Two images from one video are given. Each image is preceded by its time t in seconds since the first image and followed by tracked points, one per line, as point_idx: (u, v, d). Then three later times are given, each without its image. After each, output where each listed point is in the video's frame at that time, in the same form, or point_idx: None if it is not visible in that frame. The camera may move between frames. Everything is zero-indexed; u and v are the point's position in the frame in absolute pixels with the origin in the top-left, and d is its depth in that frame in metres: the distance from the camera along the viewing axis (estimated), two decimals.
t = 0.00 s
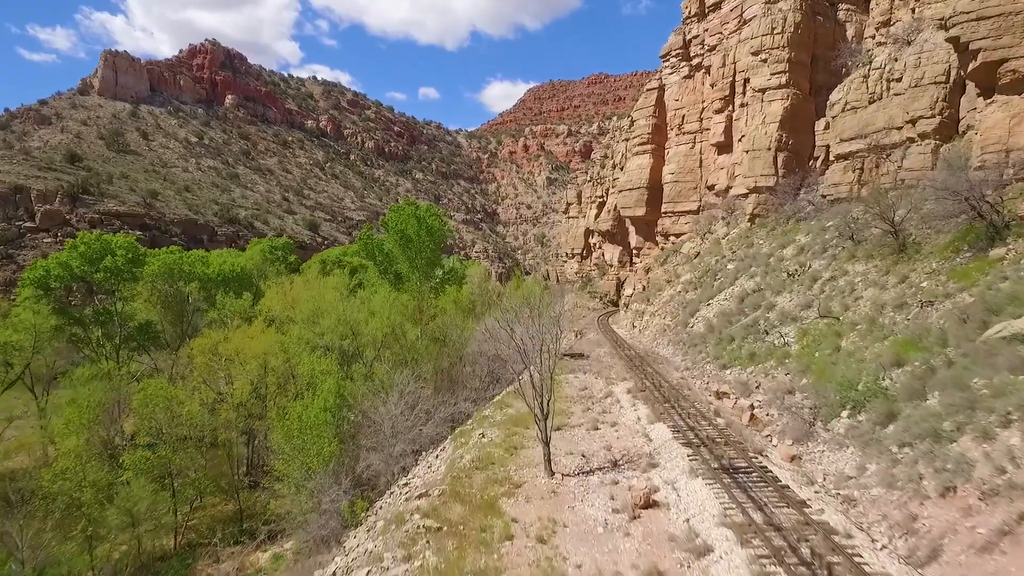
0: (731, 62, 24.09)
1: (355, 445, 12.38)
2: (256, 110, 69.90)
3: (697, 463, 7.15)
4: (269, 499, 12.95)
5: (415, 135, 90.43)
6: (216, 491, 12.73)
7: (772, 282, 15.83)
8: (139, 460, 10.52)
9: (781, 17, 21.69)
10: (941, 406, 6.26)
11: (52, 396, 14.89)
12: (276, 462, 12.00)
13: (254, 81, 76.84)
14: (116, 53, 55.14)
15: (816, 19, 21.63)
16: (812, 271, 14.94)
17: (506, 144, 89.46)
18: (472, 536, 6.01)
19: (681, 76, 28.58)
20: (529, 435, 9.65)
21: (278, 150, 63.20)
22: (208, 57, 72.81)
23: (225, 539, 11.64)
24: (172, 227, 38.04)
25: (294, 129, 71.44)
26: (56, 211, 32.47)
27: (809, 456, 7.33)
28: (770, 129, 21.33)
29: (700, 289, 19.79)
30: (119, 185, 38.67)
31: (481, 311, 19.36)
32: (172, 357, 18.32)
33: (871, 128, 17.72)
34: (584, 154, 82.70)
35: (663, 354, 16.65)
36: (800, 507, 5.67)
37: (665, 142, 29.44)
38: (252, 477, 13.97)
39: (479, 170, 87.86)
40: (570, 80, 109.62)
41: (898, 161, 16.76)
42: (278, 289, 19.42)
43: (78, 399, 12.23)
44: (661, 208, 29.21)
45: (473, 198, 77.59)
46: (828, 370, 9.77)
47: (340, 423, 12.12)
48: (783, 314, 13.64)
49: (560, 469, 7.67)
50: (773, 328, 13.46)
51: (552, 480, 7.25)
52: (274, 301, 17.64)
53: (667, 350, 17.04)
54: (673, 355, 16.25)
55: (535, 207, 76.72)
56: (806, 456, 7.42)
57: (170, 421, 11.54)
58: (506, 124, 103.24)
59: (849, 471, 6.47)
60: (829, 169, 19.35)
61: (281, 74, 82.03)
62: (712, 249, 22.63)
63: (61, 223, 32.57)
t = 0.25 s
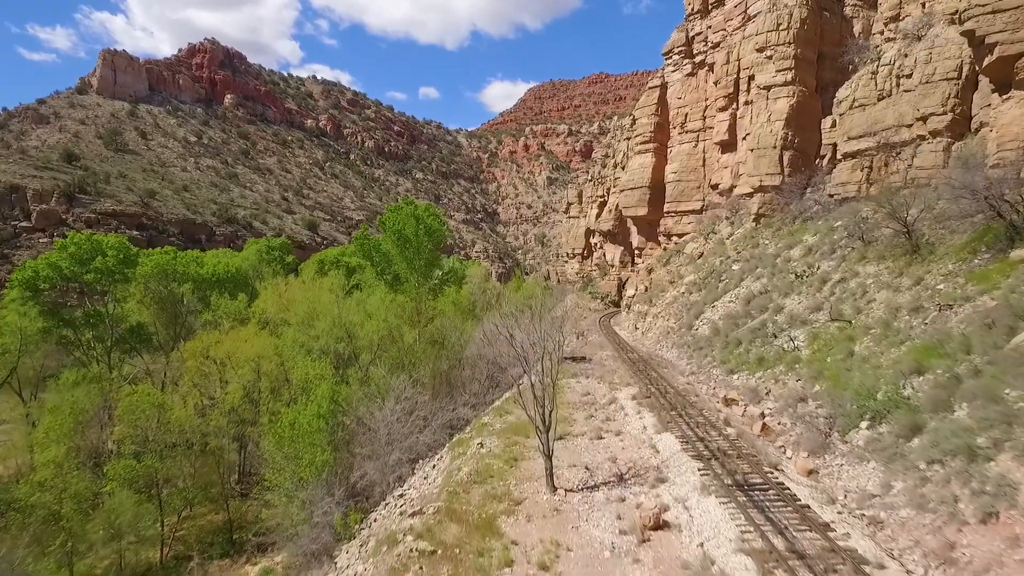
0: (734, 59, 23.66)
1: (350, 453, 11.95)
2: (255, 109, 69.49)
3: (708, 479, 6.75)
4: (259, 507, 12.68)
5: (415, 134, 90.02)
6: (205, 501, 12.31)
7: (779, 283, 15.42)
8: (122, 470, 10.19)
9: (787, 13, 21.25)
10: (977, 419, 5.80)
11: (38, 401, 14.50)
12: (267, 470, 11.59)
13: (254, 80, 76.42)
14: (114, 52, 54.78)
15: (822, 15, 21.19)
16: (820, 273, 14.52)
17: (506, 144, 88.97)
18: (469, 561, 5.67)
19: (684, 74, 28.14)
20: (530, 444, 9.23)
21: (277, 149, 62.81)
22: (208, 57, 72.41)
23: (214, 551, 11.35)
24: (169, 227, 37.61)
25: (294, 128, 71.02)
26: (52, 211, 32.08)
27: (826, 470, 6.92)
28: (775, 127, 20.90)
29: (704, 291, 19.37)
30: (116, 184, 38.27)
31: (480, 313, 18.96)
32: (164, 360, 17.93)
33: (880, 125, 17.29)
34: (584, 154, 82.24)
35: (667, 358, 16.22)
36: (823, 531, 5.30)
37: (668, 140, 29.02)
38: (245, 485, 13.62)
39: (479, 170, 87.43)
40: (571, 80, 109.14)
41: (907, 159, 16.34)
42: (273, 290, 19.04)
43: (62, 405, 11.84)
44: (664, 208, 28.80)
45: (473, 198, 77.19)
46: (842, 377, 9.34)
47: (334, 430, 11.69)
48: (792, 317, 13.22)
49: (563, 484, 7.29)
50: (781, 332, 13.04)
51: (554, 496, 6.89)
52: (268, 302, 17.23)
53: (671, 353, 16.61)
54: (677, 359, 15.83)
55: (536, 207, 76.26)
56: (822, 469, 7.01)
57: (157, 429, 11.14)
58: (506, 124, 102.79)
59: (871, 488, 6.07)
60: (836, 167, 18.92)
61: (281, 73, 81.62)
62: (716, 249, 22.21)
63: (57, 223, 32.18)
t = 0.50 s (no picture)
0: (739, 56, 23.18)
1: (343, 463, 11.47)
2: (254, 109, 69.00)
3: (724, 501, 6.27)
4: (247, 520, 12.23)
5: (415, 134, 89.54)
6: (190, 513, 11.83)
7: (788, 286, 14.91)
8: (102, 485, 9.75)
9: (794, 8, 20.77)
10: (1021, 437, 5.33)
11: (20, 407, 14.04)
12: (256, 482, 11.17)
13: (253, 80, 75.89)
14: (112, 51, 54.31)
15: (829, 10, 20.73)
16: (831, 275, 14.03)
17: (506, 143, 88.44)
18: None
19: (687, 71, 27.65)
20: (530, 459, 8.74)
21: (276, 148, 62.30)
22: (206, 56, 71.90)
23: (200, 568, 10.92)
24: (166, 227, 37.11)
25: (292, 128, 70.52)
26: (47, 211, 31.61)
27: (850, 490, 6.43)
28: (782, 125, 20.41)
29: (709, 293, 18.88)
30: (112, 184, 37.77)
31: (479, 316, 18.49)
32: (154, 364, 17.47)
33: (891, 122, 16.81)
34: (585, 154, 81.76)
35: (672, 363, 15.72)
36: (856, 564, 4.82)
37: (670, 139, 28.53)
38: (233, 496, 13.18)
39: (479, 169, 86.90)
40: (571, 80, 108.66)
41: (919, 157, 15.86)
42: (267, 292, 18.57)
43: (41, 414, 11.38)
44: (666, 208, 28.31)
45: (473, 198, 76.72)
46: (860, 386, 8.83)
47: (326, 440, 11.22)
48: (803, 321, 12.73)
49: (567, 505, 6.79)
50: (791, 337, 12.54)
51: (557, 518, 6.42)
52: (260, 305, 16.75)
53: (676, 358, 16.11)
54: (683, 363, 15.35)
55: (536, 207, 75.78)
56: (846, 487, 6.54)
57: (139, 439, 10.67)
58: (506, 124, 102.27)
59: (904, 512, 5.59)
60: (845, 166, 18.44)
61: (280, 72, 81.09)
62: (721, 250, 21.72)
63: (52, 223, 31.70)
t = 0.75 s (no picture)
0: (743, 53, 22.75)
1: (335, 474, 11.01)
2: (252, 108, 68.50)
3: (741, 526, 5.83)
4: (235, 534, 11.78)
5: (414, 134, 89.06)
6: (176, 527, 11.41)
7: (796, 289, 14.45)
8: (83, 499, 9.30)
9: (800, 4, 20.34)
10: None
11: (1, 414, 13.58)
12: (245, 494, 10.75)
13: (251, 79, 75.39)
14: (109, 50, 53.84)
15: (836, 7, 20.31)
16: (842, 278, 13.57)
17: (506, 143, 87.95)
18: None
19: (689, 69, 27.22)
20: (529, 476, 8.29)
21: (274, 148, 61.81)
22: (204, 55, 71.41)
23: None
24: (162, 227, 36.61)
25: (291, 127, 70.02)
26: (41, 211, 31.14)
27: (875, 512, 5.98)
28: (787, 123, 19.95)
29: (714, 295, 18.42)
30: (109, 184, 37.27)
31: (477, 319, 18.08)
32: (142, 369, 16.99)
33: (901, 119, 16.36)
34: (585, 153, 81.29)
35: (677, 368, 15.23)
36: None
37: (673, 138, 28.09)
38: (222, 508, 12.73)
39: (479, 169, 86.41)
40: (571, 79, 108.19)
41: (931, 156, 15.42)
42: (259, 295, 18.13)
43: (21, 421, 10.99)
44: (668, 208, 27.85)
45: (473, 198, 76.28)
46: (878, 396, 8.35)
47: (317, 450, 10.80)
48: (814, 325, 12.26)
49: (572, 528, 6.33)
50: (802, 342, 12.08)
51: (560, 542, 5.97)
52: (253, 306, 16.35)
53: (680, 363, 15.62)
54: (687, 368, 14.90)
55: (536, 207, 75.32)
56: (870, 508, 6.10)
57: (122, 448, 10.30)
58: (506, 123, 101.80)
59: (937, 539, 5.14)
60: (853, 165, 17.99)
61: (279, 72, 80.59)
62: (725, 251, 21.25)
63: (46, 223, 31.23)
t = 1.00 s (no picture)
0: (748, 50, 22.25)
1: (325, 488, 10.51)
2: (250, 107, 67.91)
3: (763, 560, 5.32)
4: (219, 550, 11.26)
5: (413, 133, 88.48)
6: (156, 543, 10.95)
7: (806, 293, 13.93)
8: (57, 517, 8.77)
9: None
10: None
11: None
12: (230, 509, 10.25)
13: (249, 78, 74.75)
14: (106, 48, 53.22)
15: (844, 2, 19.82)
16: (854, 281, 13.07)
17: (505, 142, 87.40)
18: None
19: (692, 67, 26.72)
20: (529, 496, 7.80)
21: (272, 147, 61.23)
22: (202, 54, 70.76)
23: None
24: (157, 227, 36.02)
25: (289, 126, 69.43)
26: (34, 210, 30.58)
27: (908, 543, 5.47)
28: (794, 121, 19.45)
29: (719, 298, 17.90)
30: (103, 183, 36.67)
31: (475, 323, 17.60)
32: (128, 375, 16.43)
33: (912, 117, 15.87)
34: (585, 153, 80.78)
35: (682, 375, 14.71)
36: None
37: (675, 137, 27.59)
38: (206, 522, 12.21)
39: (478, 169, 85.85)
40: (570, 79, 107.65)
41: (944, 155, 14.94)
42: (250, 298, 17.60)
43: None
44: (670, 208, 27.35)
45: (471, 198, 75.76)
46: (901, 409, 7.84)
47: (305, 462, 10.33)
48: (826, 331, 11.74)
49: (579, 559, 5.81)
50: (814, 349, 11.55)
51: None
52: (243, 310, 15.87)
53: (685, 369, 15.09)
54: (693, 374, 14.38)
55: (535, 207, 74.80)
56: (902, 538, 5.59)
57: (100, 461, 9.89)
58: (505, 123, 101.25)
59: None
60: (862, 165, 17.50)
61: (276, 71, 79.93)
62: (729, 252, 20.73)
63: (39, 223, 30.65)
